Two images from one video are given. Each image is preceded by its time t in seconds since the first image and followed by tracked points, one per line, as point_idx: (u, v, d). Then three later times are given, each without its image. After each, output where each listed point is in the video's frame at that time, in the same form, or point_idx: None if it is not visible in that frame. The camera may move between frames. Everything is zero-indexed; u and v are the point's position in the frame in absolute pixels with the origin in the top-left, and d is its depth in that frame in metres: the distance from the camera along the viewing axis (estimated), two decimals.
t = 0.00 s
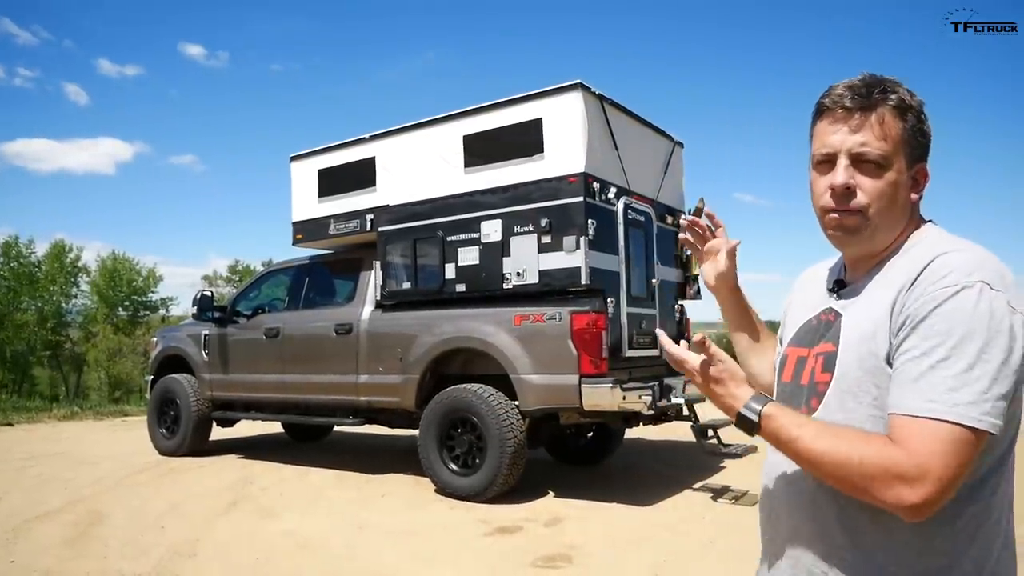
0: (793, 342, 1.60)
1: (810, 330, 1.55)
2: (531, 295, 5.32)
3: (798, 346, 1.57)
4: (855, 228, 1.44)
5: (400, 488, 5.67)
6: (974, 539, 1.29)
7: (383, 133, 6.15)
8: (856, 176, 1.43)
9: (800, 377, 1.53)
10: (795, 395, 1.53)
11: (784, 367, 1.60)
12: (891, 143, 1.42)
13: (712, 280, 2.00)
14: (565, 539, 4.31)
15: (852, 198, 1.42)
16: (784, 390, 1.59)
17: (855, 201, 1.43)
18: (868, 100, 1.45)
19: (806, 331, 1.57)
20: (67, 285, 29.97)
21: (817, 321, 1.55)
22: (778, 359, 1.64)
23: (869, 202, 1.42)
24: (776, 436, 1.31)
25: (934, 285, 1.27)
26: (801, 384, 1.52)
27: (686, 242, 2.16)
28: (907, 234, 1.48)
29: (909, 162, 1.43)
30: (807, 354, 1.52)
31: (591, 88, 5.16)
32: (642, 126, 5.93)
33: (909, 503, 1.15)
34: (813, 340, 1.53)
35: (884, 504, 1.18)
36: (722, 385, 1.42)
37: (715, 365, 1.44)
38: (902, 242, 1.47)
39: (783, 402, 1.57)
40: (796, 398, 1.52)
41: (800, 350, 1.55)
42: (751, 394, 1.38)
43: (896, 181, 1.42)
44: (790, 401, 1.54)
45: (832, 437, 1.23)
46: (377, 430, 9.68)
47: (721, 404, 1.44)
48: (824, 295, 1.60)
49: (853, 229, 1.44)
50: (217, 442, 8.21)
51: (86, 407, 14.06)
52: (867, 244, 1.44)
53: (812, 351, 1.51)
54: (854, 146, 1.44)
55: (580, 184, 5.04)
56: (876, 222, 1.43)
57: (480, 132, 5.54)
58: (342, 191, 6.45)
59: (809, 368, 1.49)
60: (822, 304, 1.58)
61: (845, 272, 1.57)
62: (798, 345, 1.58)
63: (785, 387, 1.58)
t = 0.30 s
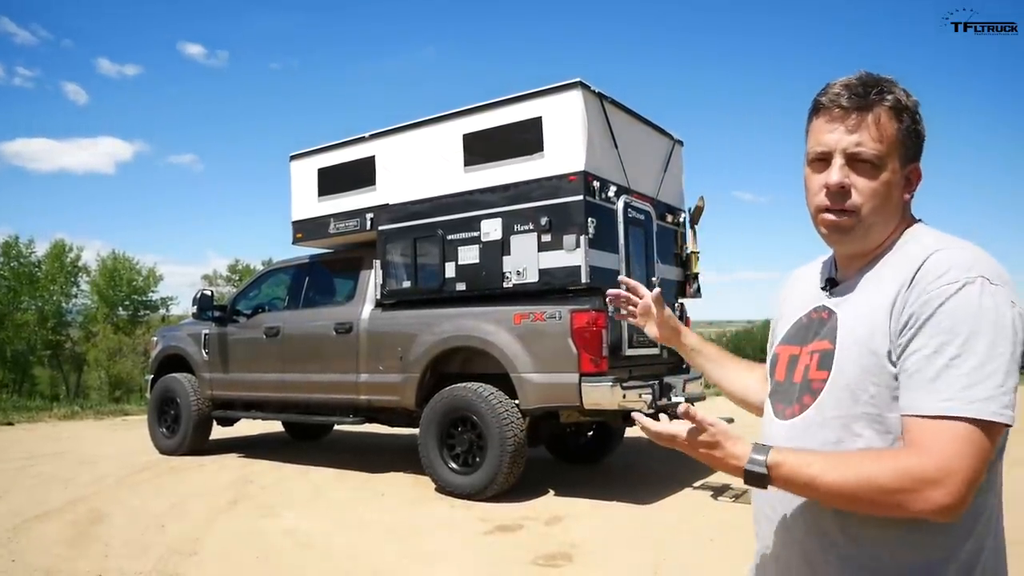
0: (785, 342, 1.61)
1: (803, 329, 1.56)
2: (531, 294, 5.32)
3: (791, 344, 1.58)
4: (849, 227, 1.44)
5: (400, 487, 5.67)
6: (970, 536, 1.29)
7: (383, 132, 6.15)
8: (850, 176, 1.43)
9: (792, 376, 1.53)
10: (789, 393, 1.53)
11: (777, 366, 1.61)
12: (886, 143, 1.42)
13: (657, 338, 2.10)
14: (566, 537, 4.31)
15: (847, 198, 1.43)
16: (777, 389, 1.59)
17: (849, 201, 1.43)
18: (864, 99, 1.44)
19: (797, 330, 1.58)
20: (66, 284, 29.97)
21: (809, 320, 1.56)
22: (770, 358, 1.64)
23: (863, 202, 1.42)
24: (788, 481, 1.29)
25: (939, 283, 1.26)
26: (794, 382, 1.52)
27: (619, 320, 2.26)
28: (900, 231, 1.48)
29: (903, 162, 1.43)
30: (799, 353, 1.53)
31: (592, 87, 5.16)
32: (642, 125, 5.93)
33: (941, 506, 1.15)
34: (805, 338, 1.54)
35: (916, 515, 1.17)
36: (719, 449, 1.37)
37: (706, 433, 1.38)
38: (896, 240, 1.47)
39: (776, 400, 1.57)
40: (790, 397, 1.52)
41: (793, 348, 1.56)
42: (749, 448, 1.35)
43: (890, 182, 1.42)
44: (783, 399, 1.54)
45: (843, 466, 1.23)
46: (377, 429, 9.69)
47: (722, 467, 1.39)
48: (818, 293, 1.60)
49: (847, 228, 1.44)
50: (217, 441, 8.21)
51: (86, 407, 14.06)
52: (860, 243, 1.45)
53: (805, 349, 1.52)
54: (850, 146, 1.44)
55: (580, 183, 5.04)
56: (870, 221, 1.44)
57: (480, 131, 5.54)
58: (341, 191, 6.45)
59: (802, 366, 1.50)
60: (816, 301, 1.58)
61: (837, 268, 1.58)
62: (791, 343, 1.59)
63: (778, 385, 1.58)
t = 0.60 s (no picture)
0: (771, 338, 1.60)
1: (790, 326, 1.56)
2: (532, 292, 5.32)
3: (779, 341, 1.57)
4: (840, 224, 1.44)
5: (401, 485, 5.68)
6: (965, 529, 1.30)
7: (383, 130, 6.14)
8: (841, 173, 1.43)
9: (784, 373, 1.52)
10: (781, 390, 1.52)
11: (763, 363, 1.60)
12: (875, 141, 1.42)
13: (625, 351, 2.07)
14: (567, 535, 4.31)
15: (838, 196, 1.42)
16: (766, 387, 1.58)
17: (841, 198, 1.43)
18: (854, 97, 1.44)
19: (783, 328, 1.58)
20: (67, 283, 29.95)
21: (795, 317, 1.55)
22: (755, 355, 1.63)
23: (853, 199, 1.42)
24: (809, 479, 1.26)
25: (942, 277, 1.27)
26: (787, 379, 1.51)
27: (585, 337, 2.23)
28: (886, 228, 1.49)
29: (890, 160, 1.44)
30: (791, 349, 1.52)
31: (592, 84, 5.15)
32: (642, 122, 5.92)
33: (962, 498, 1.16)
34: (794, 335, 1.54)
35: (941, 506, 1.17)
36: (736, 449, 1.32)
37: (722, 435, 1.32)
38: (882, 237, 1.48)
39: (767, 398, 1.56)
40: (782, 394, 1.51)
41: (782, 345, 1.55)
42: (766, 449, 1.30)
43: (879, 179, 1.43)
44: (775, 397, 1.53)
45: (868, 460, 1.21)
46: (378, 427, 9.69)
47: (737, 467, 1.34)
48: (801, 288, 1.59)
49: (838, 226, 1.44)
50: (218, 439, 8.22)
51: (87, 406, 14.06)
52: (850, 240, 1.45)
53: (798, 345, 1.51)
54: (840, 143, 1.43)
55: (580, 180, 5.03)
56: (860, 218, 1.44)
57: (481, 129, 5.53)
58: (342, 189, 6.44)
59: (795, 362, 1.50)
60: (802, 297, 1.57)
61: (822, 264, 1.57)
62: (778, 340, 1.58)
63: (767, 382, 1.57)
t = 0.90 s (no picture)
0: (751, 331, 1.59)
1: (772, 321, 1.55)
2: (531, 290, 5.32)
3: (760, 334, 1.56)
4: (829, 222, 1.44)
5: (401, 484, 5.67)
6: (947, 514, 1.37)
7: (383, 128, 6.14)
8: (828, 171, 1.44)
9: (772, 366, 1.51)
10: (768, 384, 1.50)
11: (744, 357, 1.58)
12: (860, 140, 1.44)
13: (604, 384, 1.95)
14: (566, 533, 4.31)
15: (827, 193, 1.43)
16: (749, 381, 1.56)
17: (829, 196, 1.43)
18: (839, 97, 1.46)
19: (763, 323, 1.56)
20: (67, 281, 29.94)
21: (779, 312, 1.54)
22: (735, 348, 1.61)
23: (841, 196, 1.43)
24: (858, 460, 1.19)
25: (948, 277, 1.28)
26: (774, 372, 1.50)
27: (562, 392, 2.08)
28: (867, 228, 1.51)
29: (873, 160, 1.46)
30: (778, 342, 1.51)
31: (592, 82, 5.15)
32: (642, 121, 5.92)
33: (994, 485, 1.17)
34: (779, 329, 1.53)
35: (973, 494, 1.17)
36: (784, 420, 1.22)
37: (772, 399, 1.23)
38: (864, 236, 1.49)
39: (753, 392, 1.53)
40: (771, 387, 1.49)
41: (766, 338, 1.54)
42: (814, 424, 1.22)
43: (864, 178, 1.45)
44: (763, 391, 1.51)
45: (917, 443, 1.17)
46: (377, 425, 9.68)
47: (777, 443, 1.23)
48: (779, 284, 1.59)
49: (827, 223, 1.44)
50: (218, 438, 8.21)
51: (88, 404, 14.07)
52: (837, 238, 1.45)
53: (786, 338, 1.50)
54: (828, 142, 1.44)
55: (580, 178, 5.03)
56: (847, 216, 1.44)
57: (480, 127, 5.53)
58: (341, 187, 6.43)
59: (782, 356, 1.49)
60: (783, 291, 1.56)
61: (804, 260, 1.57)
62: (760, 334, 1.56)
63: (751, 376, 1.55)
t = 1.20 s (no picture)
0: (732, 330, 1.61)
1: (756, 319, 1.58)
2: (531, 290, 5.32)
3: (742, 332, 1.59)
4: (808, 217, 1.52)
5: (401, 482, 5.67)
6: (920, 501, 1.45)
7: (383, 127, 6.14)
8: (809, 168, 1.53)
9: (758, 364, 1.54)
10: (754, 382, 1.53)
11: (727, 357, 1.60)
12: (836, 142, 1.55)
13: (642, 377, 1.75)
14: (566, 532, 4.31)
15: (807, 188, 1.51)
16: (734, 380, 1.58)
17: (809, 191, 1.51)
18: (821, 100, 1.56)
19: (746, 321, 1.59)
20: (67, 280, 29.93)
21: (762, 310, 1.58)
22: (717, 347, 1.62)
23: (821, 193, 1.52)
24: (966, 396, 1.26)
25: (933, 271, 1.37)
26: (762, 369, 1.53)
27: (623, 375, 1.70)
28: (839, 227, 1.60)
29: (846, 162, 1.57)
30: (764, 340, 1.54)
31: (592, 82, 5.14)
32: (642, 120, 5.92)
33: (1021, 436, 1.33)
34: (764, 328, 1.56)
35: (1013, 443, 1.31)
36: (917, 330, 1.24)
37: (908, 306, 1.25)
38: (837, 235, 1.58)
39: (741, 391, 1.55)
40: (761, 385, 1.52)
41: (751, 336, 1.57)
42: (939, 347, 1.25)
43: (839, 179, 1.55)
44: (751, 390, 1.53)
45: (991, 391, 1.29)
46: (377, 425, 9.67)
47: (912, 355, 1.22)
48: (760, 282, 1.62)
49: (807, 217, 1.51)
50: (218, 437, 8.21)
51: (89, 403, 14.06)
52: (814, 233, 1.52)
53: (773, 336, 1.54)
54: (809, 142, 1.54)
55: (580, 178, 5.03)
56: (825, 213, 1.53)
57: (480, 126, 5.53)
58: (342, 187, 6.44)
59: (770, 354, 1.52)
60: (764, 290, 1.60)
61: (780, 257, 1.62)
62: (741, 332, 1.59)
63: (737, 375, 1.57)
